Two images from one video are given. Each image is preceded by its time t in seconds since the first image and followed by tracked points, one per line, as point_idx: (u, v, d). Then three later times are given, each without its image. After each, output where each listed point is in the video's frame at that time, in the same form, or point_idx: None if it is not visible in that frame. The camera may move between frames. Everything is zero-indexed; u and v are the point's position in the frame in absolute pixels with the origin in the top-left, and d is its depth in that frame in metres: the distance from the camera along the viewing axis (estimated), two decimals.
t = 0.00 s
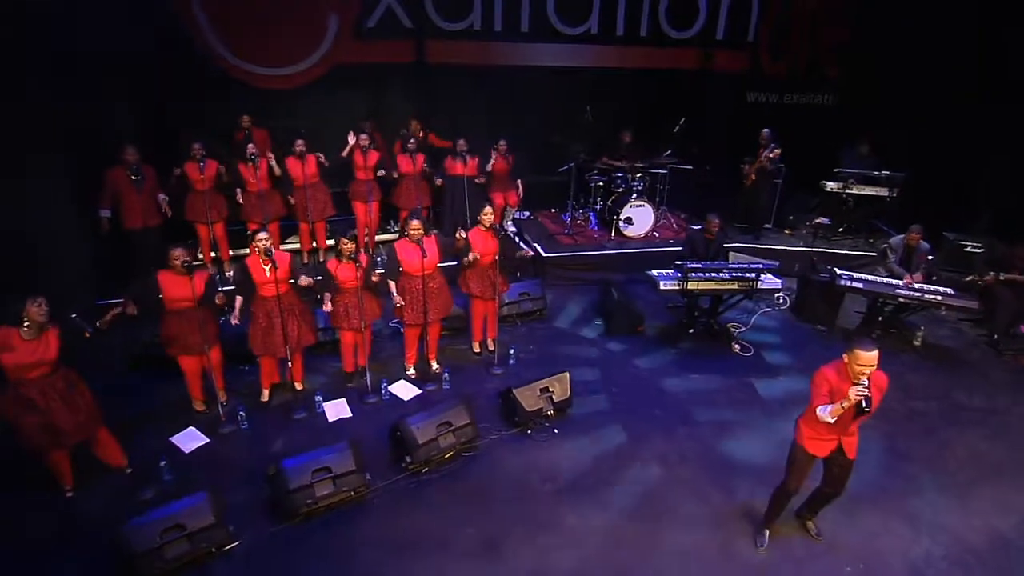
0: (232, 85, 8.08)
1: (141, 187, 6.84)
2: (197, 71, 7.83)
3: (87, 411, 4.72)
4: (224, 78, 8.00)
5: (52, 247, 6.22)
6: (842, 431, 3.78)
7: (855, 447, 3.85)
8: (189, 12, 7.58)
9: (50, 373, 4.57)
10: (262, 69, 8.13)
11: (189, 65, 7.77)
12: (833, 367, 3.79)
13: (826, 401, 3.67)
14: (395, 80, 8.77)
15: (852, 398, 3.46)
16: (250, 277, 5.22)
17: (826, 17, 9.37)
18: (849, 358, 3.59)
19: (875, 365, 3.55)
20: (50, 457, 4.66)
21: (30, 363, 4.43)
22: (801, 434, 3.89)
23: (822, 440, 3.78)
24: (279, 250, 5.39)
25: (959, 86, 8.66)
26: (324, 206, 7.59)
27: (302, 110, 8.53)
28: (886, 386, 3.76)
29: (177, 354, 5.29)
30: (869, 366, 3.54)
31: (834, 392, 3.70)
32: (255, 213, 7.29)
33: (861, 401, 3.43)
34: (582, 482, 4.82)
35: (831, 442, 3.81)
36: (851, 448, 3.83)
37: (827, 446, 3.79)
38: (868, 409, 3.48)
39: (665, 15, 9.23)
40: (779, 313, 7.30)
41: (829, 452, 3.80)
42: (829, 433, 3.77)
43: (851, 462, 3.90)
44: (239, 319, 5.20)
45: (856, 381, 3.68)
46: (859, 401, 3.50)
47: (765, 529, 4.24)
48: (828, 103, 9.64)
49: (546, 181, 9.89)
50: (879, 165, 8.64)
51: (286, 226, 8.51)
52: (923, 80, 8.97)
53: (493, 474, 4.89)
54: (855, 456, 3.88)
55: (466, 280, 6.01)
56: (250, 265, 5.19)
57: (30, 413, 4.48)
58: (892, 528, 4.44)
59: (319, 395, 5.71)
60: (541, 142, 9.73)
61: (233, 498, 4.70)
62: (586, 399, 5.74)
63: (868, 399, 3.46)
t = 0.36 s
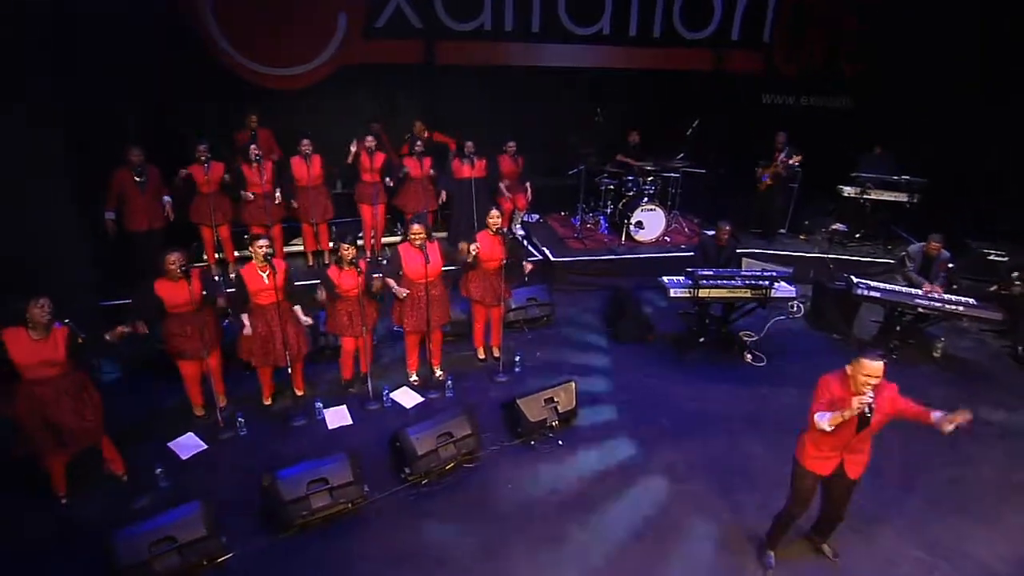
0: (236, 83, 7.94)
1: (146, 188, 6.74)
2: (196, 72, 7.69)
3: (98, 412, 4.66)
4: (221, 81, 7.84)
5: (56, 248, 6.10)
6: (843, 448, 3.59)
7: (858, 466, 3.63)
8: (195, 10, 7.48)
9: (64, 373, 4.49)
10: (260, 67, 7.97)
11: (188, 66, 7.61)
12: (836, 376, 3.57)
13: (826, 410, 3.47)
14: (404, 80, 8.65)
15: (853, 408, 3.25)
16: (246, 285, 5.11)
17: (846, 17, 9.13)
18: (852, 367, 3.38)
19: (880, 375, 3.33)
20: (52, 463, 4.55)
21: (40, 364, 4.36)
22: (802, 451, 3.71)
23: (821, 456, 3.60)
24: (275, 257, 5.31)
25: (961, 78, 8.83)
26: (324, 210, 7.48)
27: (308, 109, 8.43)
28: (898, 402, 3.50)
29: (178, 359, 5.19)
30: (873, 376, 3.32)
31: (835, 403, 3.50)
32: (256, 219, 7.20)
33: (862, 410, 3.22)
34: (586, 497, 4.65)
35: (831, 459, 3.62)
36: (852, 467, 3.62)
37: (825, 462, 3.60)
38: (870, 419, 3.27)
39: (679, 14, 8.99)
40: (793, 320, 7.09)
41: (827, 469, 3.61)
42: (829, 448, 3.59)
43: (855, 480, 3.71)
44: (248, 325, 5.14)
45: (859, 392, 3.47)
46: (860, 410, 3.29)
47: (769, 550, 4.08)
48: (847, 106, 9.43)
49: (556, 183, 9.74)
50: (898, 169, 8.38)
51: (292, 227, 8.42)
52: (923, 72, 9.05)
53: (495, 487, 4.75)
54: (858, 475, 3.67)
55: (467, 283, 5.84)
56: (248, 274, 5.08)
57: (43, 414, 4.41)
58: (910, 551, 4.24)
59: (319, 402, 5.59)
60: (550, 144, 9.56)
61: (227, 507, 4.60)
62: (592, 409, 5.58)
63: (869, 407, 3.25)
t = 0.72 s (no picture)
0: (241, 83, 7.86)
1: (149, 188, 6.65)
2: (196, 72, 7.61)
3: (111, 406, 4.57)
4: (220, 81, 7.74)
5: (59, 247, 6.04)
6: (875, 467, 3.38)
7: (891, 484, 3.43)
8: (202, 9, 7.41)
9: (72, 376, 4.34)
10: (269, 66, 7.90)
11: (188, 66, 7.54)
12: (854, 396, 3.37)
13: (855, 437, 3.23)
14: (413, 82, 8.52)
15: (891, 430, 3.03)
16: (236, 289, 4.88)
17: (868, 17, 8.87)
18: (877, 387, 3.21)
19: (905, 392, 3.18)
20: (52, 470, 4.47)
21: (51, 366, 4.21)
22: (831, 473, 3.50)
23: (852, 478, 3.39)
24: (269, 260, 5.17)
25: (961, 86, 8.77)
26: (328, 211, 7.37)
27: (317, 110, 8.32)
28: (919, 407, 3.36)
29: (178, 362, 5.06)
30: (899, 394, 3.17)
31: (862, 427, 3.28)
32: (258, 221, 7.07)
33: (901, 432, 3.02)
34: (591, 514, 4.49)
35: (862, 480, 3.40)
36: (885, 483, 3.42)
37: (857, 483, 3.39)
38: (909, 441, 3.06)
39: (692, 14, 8.79)
40: (808, 331, 6.88)
41: (860, 491, 3.39)
42: (859, 470, 3.37)
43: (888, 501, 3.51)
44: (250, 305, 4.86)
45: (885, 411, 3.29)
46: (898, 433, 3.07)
47: None
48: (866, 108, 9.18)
49: (566, 187, 9.57)
50: (919, 174, 8.14)
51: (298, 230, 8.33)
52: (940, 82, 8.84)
53: (497, 502, 4.59)
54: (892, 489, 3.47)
55: (478, 295, 5.73)
56: (242, 276, 4.92)
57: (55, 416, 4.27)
58: None
59: (319, 410, 5.46)
60: (561, 147, 9.40)
61: (222, 519, 4.48)
62: (599, 421, 5.42)
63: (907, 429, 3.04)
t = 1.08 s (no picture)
0: (245, 83, 7.74)
1: (155, 188, 6.49)
2: (197, 73, 7.50)
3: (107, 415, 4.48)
4: (222, 80, 7.61)
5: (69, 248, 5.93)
6: (907, 491, 3.21)
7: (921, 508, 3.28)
8: (209, 9, 7.36)
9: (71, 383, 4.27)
10: (275, 66, 7.81)
11: (189, 66, 7.42)
12: (888, 416, 3.21)
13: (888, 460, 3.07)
14: (422, 83, 8.40)
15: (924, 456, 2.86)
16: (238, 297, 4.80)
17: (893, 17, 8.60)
18: (910, 409, 3.04)
19: (941, 415, 3.02)
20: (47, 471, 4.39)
21: (43, 376, 4.15)
22: (858, 497, 3.33)
23: (884, 503, 3.22)
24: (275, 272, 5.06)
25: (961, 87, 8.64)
26: (339, 213, 7.26)
27: (328, 112, 8.21)
28: (957, 429, 3.23)
29: (176, 368, 4.96)
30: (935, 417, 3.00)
31: (895, 449, 3.11)
32: (263, 225, 6.99)
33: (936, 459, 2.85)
34: (596, 533, 4.32)
35: (894, 505, 3.23)
36: (915, 506, 3.27)
37: (890, 509, 3.22)
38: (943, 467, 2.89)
39: (708, 15, 8.59)
40: (825, 342, 6.68)
41: (892, 516, 3.23)
42: (892, 495, 3.20)
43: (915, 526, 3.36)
44: (246, 312, 4.75)
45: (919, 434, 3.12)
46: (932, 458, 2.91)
47: None
48: (887, 112, 8.94)
49: (578, 190, 9.41)
50: (943, 181, 7.88)
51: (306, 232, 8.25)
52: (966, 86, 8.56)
53: (498, 518, 4.44)
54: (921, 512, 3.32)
55: (481, 299, 5.57)
56: (244, 285, 4.83)
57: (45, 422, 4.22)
58: None
59: (321, 418, 5.35)
60: (572, 150, 9.23)
61: (217, 531, 4.38)
62: (607, 435, 5.25)
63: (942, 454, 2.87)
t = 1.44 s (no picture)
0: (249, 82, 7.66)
1: (161, 191, 6.42)
2: (197, 73, 7.41)
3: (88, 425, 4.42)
4: (223, 79, 7.54)
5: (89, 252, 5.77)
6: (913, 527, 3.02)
7: (933, 552, 3.04)
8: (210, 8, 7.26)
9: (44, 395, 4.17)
10: (280, 66, 7.71)
11: (189, 66, 7.34)
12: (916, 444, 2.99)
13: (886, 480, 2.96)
14: (430, 85, 8.28)
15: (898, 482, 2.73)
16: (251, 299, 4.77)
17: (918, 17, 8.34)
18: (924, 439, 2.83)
19: (958, 457, 2.74)
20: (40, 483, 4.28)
21: (16, 392, 4.02)
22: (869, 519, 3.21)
23: (883, 530, 3.08)
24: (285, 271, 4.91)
25: (988, 85, 8.28)
26: (348, 217, 7.14)
27: (338, 116, 8.15)
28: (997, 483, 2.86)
29: (176, 377, 4.85)
30: (946, 456, 2.75)
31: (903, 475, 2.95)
32: (270, 228, 6.91)
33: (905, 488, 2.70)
34: (602, 554, 4.15)
35: (896, 536, 3.07)
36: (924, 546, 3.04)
37: (891, 539, 3.06)
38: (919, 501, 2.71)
39: (727, 17, 8.32)
40: (843, 354, 6.46)
41: (889, 548, 3.08)
42: (894, 524, 3.04)
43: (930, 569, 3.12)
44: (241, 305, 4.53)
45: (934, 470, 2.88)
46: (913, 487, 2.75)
47: None
48: (910, 116, 8.72)
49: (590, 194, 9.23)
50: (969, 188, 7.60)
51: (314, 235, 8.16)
52: (993, 90, 8.27)
53: (500, 536, 4.29)
54: (936, 557, 3.06)
55: (488, 308, 5.45)
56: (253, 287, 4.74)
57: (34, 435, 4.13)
58: None
59: (322, 428, 5.23)
60: (584, 153, 9.06)
61: (212, 545, 4.27)
62: (615, 450, 5.08)
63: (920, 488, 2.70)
